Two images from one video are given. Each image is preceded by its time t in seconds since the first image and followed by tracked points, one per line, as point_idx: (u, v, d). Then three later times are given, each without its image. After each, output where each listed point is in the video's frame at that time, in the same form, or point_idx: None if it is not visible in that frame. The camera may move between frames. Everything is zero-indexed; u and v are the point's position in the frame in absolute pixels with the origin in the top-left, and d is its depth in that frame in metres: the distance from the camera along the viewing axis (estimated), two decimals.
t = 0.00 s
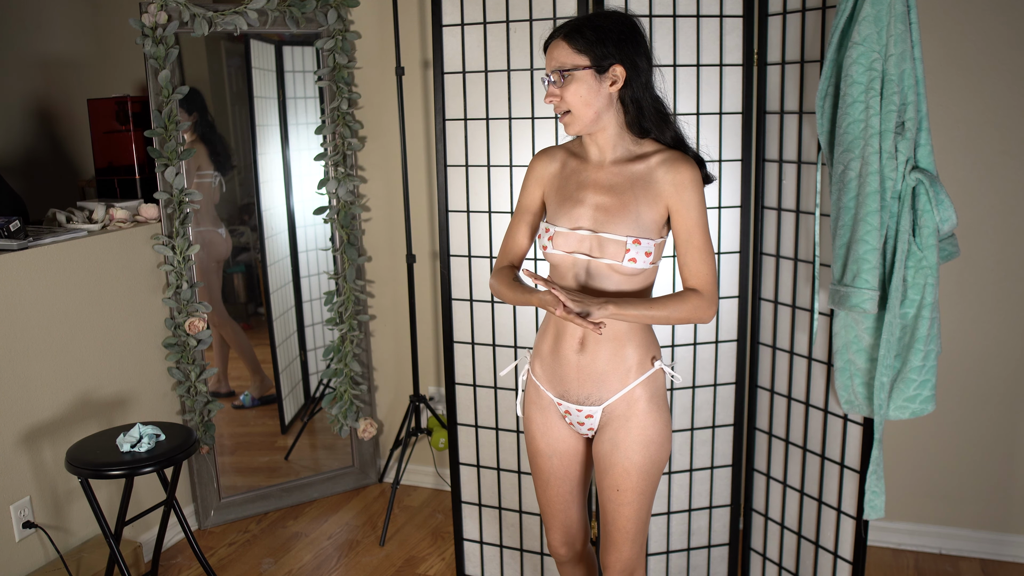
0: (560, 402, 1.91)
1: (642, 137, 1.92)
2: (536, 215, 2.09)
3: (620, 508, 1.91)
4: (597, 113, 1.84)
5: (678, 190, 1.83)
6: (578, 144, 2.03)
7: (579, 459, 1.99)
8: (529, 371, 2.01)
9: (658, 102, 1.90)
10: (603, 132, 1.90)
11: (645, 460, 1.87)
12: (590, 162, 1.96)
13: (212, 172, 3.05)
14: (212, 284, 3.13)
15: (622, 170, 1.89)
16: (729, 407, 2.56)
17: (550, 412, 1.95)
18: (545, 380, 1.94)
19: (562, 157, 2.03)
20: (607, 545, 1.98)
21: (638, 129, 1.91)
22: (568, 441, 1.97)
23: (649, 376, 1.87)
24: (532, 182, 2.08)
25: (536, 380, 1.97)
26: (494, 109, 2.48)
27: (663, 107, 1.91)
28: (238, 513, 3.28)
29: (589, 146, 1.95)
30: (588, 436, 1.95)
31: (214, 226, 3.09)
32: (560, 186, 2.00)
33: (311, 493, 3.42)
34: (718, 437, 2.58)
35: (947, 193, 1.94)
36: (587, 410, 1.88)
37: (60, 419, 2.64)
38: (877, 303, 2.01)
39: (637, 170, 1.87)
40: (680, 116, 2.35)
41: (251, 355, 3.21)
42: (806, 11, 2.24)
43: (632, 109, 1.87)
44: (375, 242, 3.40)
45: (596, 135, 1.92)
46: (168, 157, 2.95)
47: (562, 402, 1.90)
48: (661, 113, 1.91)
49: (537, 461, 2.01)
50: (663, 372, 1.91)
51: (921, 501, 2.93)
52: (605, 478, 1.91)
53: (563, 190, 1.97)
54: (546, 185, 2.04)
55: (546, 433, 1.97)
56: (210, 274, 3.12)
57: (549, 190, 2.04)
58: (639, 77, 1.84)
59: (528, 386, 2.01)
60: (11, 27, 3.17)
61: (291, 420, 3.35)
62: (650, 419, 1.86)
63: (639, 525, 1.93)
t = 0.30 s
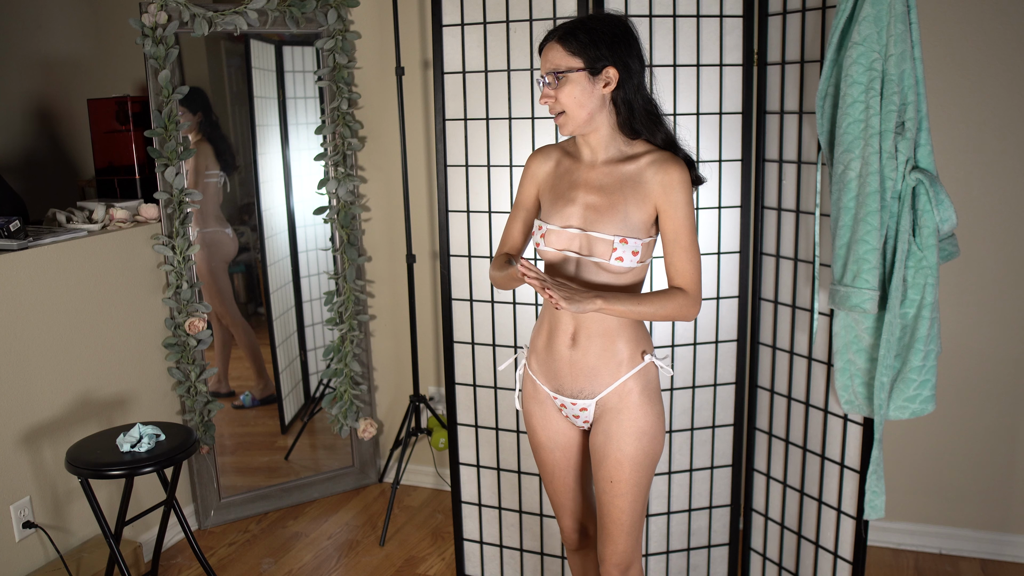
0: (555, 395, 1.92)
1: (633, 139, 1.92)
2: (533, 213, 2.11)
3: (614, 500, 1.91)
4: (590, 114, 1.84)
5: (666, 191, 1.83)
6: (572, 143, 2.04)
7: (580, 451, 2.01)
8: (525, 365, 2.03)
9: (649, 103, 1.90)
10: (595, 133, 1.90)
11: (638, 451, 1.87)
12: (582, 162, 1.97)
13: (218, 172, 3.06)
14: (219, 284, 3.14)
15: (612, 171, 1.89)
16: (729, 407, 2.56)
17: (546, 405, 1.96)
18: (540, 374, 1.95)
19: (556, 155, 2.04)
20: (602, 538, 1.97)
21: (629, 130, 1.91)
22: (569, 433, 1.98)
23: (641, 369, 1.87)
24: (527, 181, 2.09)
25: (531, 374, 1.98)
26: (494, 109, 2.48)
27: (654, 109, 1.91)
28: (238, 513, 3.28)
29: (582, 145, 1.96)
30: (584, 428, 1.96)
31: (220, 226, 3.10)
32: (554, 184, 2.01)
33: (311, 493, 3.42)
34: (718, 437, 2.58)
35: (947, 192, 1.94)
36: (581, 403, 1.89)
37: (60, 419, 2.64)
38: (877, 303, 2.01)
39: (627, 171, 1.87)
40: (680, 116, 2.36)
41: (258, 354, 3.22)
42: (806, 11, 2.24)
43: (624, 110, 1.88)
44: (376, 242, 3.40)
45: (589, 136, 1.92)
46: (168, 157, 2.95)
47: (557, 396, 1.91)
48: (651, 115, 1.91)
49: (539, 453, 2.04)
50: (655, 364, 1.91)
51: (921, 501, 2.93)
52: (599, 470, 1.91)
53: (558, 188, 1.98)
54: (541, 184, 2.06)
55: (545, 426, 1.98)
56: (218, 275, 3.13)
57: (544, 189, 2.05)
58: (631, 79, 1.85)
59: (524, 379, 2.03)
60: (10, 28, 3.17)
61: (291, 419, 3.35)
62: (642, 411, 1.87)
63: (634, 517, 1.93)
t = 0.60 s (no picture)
0: (554, 385, 1.93)
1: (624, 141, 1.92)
2: (529, 213, 2.12)
3: (611, 488, 1.90)
4: (582, 117, 1.85)
5: (656, 189, 1.84)
6: (564, 144, 2.03)
7: (580, 440, 2.01)
8: (525, 355, 2.03)
9: (639, 106, 1.91)
10: (586, 135, 1.91)
11: (635, 440, 1.88)
12: (575, 163, 1.97)
13: (228, 171, 3.06)
14: (232, 284, 3.15)
15: (605, 172, 1.90)
16: (729, 408, 2.56)
17: (546, 394, 1.97)
18: (539, 364, 1.96)
19: (549, 156, 2.04)
20: (599, 527, 1.95)
21: (619, 133, 1.92)
22: (568, 422, 1.98)
23: (638, 361, 1.88)
24: (521, 181, 2.09)
25: (531, 364, 1.99)
26: (494, 109, 2.48)
27: (644, 111, 1.92)
28: (238, 513, 3.28)
29: (574, 147, 1.96)
30: (583, 418, 1.97)
31: (233, 227, 3.10)
32: (548, 185, 2.01)
33: (311, 493, 3.42)
34: (718, 437, 2.58)
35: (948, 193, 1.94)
36: (580, 394, 1.90)
37: (60, 419, 2.64)
38: (877, 303, 2.01)
39: (619, 172, 1.88)
40: (680, 116, 2.36)
41: (260, 353, 3.23)
42: (806, 11, 2.24)
43: (614, 114, 1.89)
44: (376, 242, 3.40)
45: (580, 137, 1.92)
46: (168, 157, 2.95)
47: (556, 386, 1.92)
48: (641, 117, 1.92)
49: (539, 441, 2.04)
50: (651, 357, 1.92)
51: (921, 500, 2.93)
52: (597, 458, 1.92)
53: (553, 189, 1.98)
54: (535, 185, 2.06)
55: (545, 415, 1.99)
56: (231, 275, 3.14)
57: (539, 189, 2.05)
58: (623, 83, 1.85)
59: (524, 369, 2.04)
60: (11, 26, 3.19)
61: (291, 419, 3.35)
62: (639, 401, 1.88)
63: (631, 506, 1.92)
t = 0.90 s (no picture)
0: (553, 378, 1.93)
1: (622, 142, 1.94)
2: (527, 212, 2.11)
3: (608, 481, 1.90)
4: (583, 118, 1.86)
5: (654, 186, 1.86)
6: (561, 144, 2.03)
7: (577, 433, 2.01)
8: (524, 347, 2.03)
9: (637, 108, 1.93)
10: (585, 135, 1.91)
11: (632, 435, 1.89)
12: (573, 161, 1.97)
13: (234, 171, 3.07)
14: (235, 282, 3.14)
15: (604, 169, 1.91)
16: (729, 408, 2.56)
17: (544, 387, 1.96)
18: (539, 357, 1.95)
19: (547, 156, 2.03)
20: (597, 519, 1.95)
21: (617, 133, 1.93)
22: (566, 415, 1.98)
23: (636, 358, 1.89)
24: (518, 181, 2.08)
25: (530, 357, 1.98)
26: (494, 109, 2.48)
27: (642, 112, 1.94)
28: (238, 513, 3.28)
29: (573, 146, 1.96)
30: (580, 412, 1.98)
31: (237, 227, 3.10)
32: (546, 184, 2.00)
33: (311, 493, 3.42)
34: (718, 437, 2.58)
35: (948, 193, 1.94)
36: (578, 387, 1.90)
37: (60, 419, 2.64)
38: (877, 302, 2.01)
39: (617, 169, 1.89)
40: (680, 116, 2.36)
41: (262, 352, 3.23)
42: (806, 11, 2.24)
43: (614, 115, 1.91)
44: (375, 242, 3.40)
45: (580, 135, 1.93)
46: (168, 157, 2.95)
47: (554, 379, 1.92)
48: (639, 119, 1.94)
49: (536, 432, 2.04)
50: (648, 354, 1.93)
51: (921, 500, 2.93)
52: (595, 451, 1.92)
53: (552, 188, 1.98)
54: (533, 183, 2.05)
55: (543, 407, 1.98)
56: (234, 274, 3.14)
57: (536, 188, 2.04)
58: (623, 85, 1.88)
59: (522, 361, 2.03)
60: (12, 27, 3.20)
61: (291, 420, 3.35)
62: (636, 397, 1.89)
63: (628, 499, 1.92)
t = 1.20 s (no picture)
0: (550, 379, 1.92)
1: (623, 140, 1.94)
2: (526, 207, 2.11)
3: (607, 481, 1.90)
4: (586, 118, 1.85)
5: (653, 183, 1.86)
6: (561, 142, 2.03)
7: (575, 435, 2.01)
8: (521, 349, 2.02)
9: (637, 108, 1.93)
10: (587, 133, 1.92)
11: (630, 435, 1.89)
12: (573, 157, 1.97)
13: (236, 172, 3.07)
14: (234, 283, 3.14)
15: (604, 165, 1.91)
16: (729, 408, 2.56)
17: (541, 388, 1.96)
18: (536, 358, 1.95)
19: (546, 154, 2.03)
20: (595, 520, 1.95)
21: (618, 133, 1.94)
22: (564, 417, 1.98)
23: (633, 357, 1.89)
24: (517, 177, 2.08)
25: (527, 358, 1.98)
26: (494, 110, 2.48)
27: (642, 112, 1.94)
28: (238, 513, 3.28)
29: (573, 142, 1.96)
30: (578, 413, 1.97)
31: (236, 227, 3.11)
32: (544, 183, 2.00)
33: (311, 493, 3.42)
34: (718, 437, 2.58)
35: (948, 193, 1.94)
36: (576, 388, 1.89)
37: (60, 419, 2.64)
38: (877, 302, 2.01)
39: (617, 165, 1.89)
40: (680, 116, 2.36)
41: (261, 353, 3.23)
42: (806, 11, 2.24)
43: (616, 114, 1.92)
44: (376, 242, 3.40)
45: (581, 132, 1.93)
46: (168, 157, 2.95)
47: (552, 379, 1.92)
48: (639, 119, 1.94)
49: (534, 434, 2.03)
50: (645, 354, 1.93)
51: (921, 500, 2.93)
52: (592, 452, 1.92)
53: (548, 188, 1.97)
54: (533, 180, 2.05)
55: (541, 409, 1.98)
56: (234, 274, 3.14)
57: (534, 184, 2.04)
58: (625, 83, 1.88)
59: (519, 362, 2.03)
60: (12, 26, 3.22)
61: (291, 419, 3.35)
62: (634, 397, 1.89)
63: (626, 499, 1.92)
